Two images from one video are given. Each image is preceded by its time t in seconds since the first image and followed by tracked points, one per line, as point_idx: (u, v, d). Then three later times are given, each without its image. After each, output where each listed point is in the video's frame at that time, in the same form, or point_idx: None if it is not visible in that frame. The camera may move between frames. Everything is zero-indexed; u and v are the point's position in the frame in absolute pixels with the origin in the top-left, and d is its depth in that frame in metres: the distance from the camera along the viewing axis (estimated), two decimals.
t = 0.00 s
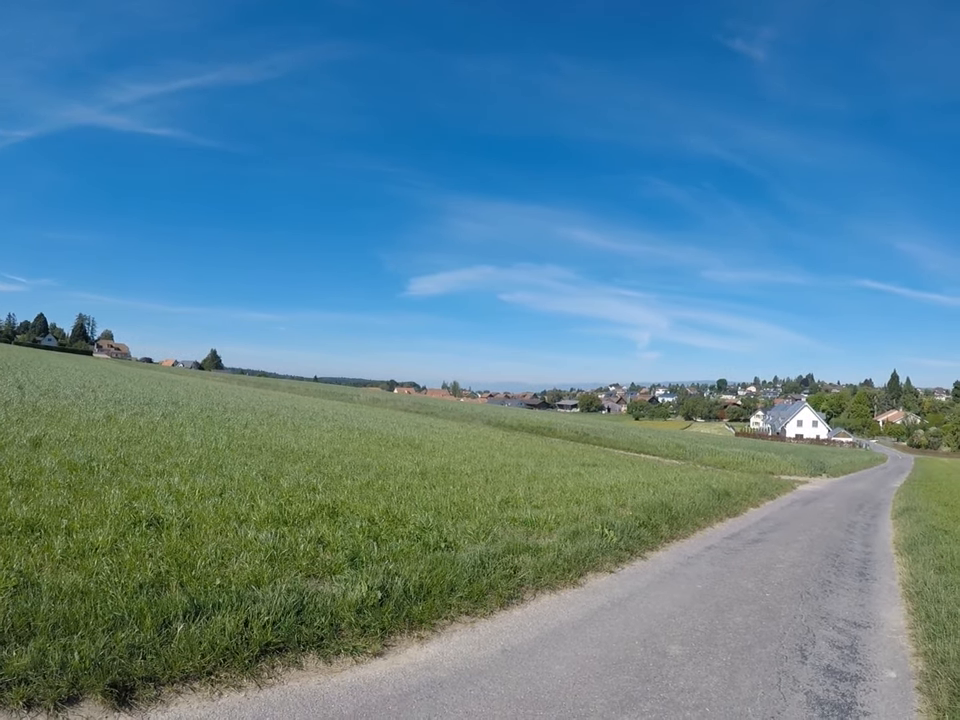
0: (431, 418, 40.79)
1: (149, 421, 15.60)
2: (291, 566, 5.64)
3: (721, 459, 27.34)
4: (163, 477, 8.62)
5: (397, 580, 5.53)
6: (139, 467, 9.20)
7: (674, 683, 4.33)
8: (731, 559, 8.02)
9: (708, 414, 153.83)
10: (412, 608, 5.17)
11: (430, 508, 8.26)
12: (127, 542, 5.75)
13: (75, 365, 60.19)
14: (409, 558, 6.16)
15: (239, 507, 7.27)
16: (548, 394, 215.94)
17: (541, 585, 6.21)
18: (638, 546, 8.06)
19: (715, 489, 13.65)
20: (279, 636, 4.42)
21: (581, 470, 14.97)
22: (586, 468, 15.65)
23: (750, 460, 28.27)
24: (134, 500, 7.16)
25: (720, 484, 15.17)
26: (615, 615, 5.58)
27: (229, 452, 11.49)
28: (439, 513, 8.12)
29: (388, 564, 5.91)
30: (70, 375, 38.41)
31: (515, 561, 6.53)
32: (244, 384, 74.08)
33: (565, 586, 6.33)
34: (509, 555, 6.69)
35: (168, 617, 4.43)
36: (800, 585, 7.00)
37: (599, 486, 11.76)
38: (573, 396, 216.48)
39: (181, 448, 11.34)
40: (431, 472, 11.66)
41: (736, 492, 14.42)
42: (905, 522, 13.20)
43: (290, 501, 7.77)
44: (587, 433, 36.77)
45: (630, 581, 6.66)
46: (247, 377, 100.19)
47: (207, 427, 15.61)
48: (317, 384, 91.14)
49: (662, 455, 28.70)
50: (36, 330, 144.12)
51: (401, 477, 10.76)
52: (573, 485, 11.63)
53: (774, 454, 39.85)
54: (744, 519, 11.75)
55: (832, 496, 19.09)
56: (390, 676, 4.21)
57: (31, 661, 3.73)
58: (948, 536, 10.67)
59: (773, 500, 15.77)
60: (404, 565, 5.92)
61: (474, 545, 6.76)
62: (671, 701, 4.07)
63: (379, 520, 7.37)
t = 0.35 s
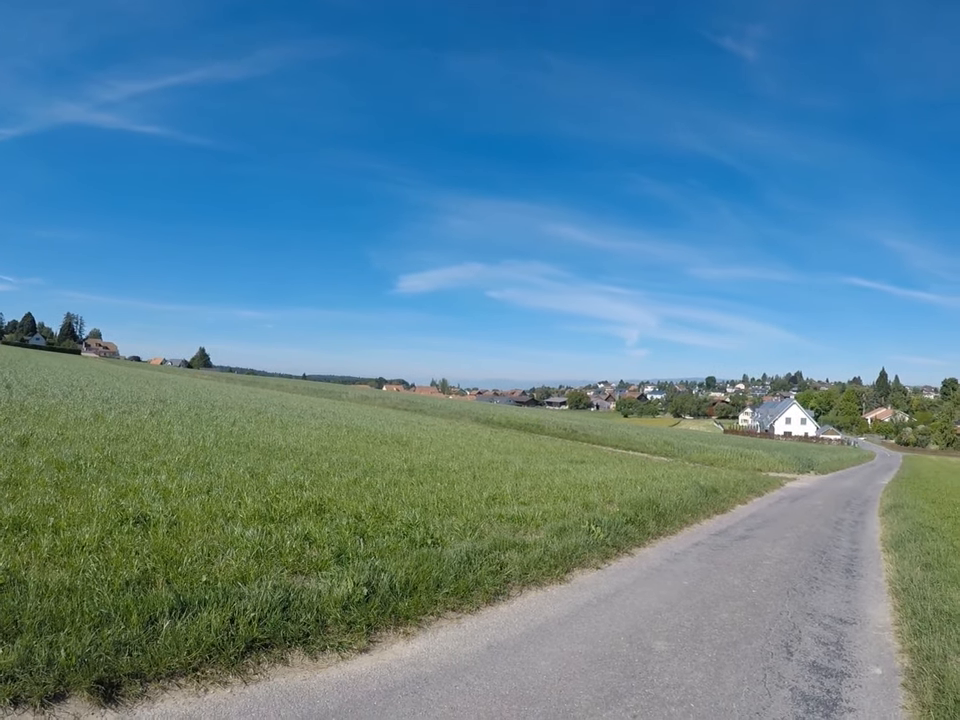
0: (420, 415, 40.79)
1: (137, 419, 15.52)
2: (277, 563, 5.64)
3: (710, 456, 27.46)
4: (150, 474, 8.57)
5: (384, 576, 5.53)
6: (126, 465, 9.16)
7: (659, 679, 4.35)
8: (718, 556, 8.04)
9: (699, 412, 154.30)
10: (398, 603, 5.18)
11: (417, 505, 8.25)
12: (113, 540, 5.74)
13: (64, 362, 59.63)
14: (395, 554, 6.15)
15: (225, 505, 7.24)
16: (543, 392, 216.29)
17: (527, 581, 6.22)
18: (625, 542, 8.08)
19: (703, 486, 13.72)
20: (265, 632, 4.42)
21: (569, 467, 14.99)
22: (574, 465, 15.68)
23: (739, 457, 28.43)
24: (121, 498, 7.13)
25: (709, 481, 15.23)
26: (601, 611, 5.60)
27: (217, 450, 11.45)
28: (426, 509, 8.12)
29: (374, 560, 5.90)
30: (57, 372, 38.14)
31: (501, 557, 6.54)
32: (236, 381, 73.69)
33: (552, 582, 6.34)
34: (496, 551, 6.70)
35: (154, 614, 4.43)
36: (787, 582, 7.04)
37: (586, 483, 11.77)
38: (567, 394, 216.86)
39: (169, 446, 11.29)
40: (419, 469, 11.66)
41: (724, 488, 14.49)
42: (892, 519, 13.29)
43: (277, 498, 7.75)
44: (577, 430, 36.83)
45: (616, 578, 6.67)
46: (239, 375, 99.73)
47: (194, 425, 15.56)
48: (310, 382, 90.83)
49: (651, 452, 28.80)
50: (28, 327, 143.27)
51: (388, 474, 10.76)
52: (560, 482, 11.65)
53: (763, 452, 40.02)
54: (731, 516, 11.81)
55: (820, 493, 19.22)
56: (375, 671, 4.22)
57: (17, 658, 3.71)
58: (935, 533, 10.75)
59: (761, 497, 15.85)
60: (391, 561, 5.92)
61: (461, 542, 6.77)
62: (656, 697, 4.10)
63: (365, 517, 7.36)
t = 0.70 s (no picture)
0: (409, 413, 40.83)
1: (124, 417, 15.42)
2: (263, 561, 5.64)
3: (697, 454, 27.65)
4: (137, 472, 8.54)
5: (369, 573, 5.55)
6: (113, 463, 9.11)
7: (644, 676, 4.38)
8: (705, 553, 8.08)
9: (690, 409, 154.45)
10: (383, 602, 5.20)
11: (403, 503, 8.26)
12: (99, 537, 5.72)
13: (53, 361, 59.12)
14: (381, 552, 6.16)
15: (212, 502, 7.22)
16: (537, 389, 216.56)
17: (514, 579, 6.24)
18: (613, 540, 8.10)
19: (690, 484, 13.78)
20: (250, 630, 4.45)
21: (557, 464, 15.02)
22: (562, 463, 15.70)
23: (727, 455, 28.61)
24: (107, 496, 7.10)
25: (696, 479, 15.28)
26: (587, 609, 5.61)
27: (204, 448, 11.41)
28: (412, 507, 8.12)
29: (360, 558, 5.90)
30: (44, 370, 37.86)
31: (487, 555, 6.54)
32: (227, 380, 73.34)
33: (538, 580, 6.36)
34: (482, 549, 6.70)
35: (139, 612, 4.43)
36: (773, 579, 7.08)
37: (573, 481, 11.80)
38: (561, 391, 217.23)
39: (156, 444, 11.24)
40: (406, 467, 11.67)
41: (712, 486, 14.56)
42: (880, 516, 13.38)
43: (263, 496, 7.74)
44: (566, 428, 36.95)
45: (603, 576, 6.69)
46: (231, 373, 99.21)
47: (182, 423, 15.49)
48: (302, 380, 90.39)
49: (639, 449, 28.94)
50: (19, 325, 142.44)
51: (375, 471, 10.76)
52: (548, 480, 11.68)
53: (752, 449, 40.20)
54: (719, 513, 11.85)
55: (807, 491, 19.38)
56: (360, 670, 4.26)
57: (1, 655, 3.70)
58: (922, 529, 10.85)
59: (748, 494, 15.93)
60: (377, 559, 5.93)
61: (447, 539, 6.77)
62: (641, 695, 4.15)
63: (352, 515, 7.35)
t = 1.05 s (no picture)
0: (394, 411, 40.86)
1: (106, 415, 15.27)
2: (244, 560, 5.64)
3: (681, 452, 27.90)
4: (118, 470, 8.47)
5: (351, 572, 5.57)
6: (94, 461, 9.04)
7: (627, 674, 4.42)
8: (688, 551, 8.13)
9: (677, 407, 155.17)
10: (365, 600, 5.24)
11: (386, 501, 8.26)
12: (79, 536, 5.68)
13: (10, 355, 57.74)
14: (363, 550, 6.16)
15: (193, 501, 7.19)
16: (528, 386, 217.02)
17: (496, 577, 6.26)
18: (596, 538, 8.14)
19: (674, 482, 13.87)
20: (231, 630, 4.48)
21: (540, 463, 15.05)
22: (545, 461, 15.74)
23: (710, 453, 28.86)
24: (88, 494, 7.05)
25: (680, 477, 15.37)
26: (569, 607, 5.64)
27: (186, 446, 11.35)
28: (395, 505, 8.13)
29: (342, 556, 5.91)
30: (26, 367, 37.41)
31: (470, 554, 6.56)
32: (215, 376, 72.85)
33: (521, 578, 6.38)
34: (464, 547, 6.72)
35: (119, 612, 4.42)
36: (756, 576, 7.14)
37: (557, 480, 11.83)
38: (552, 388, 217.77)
39: (138, 442, 11.16)
40: (389, 465, 11.67)
41: (695, 484, 14.67)
42: (862, 514, 13.53)
43: (245, 494, 7.72)
44: (552, 426, 37.07)
45: (586, 574, 6.72)
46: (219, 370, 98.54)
47: (165, 421, 15.36)
48: (290, 378, 89.95)
49: (623, 448, 29.15)
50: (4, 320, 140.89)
51: (358, 470, 10.75)
52: (531, 478, 11.71)
53: (735, 448, 40.45)
54: (702, 511, 11.94)
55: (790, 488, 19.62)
56: (341, 669, 4.32)
57: None
58: (903, 526, 11.00)
59: (731, 492, 16.09)
60: (359, 557, 5.94)
61: (429, 538, 6.78)
62: (624, 692, 4.18)
63: (334, 513, 7.34)
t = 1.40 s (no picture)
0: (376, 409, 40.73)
1: (84, 411, 15.06)
2: (222, 560, 5.59)
3: (662, 451, 28.07)
4: (96, 468, 8.36)
5: (331, 573, 5.54)
6: (71, 458, 8.90)
7: (608, 674, 4.43)
8: (670, 550, 8.17)
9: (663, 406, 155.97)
10: (345, 602, 5.21)
11: (367, 501, 8.23)
12: (56, 536, 5.60)
13: None
14: (343, 551, 6.13)
15: (172, 500, 7.11)
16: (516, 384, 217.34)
17: (477, 577, 6.25)
18: (577, 538, 8.17)
19: (655, 481, 13.93)
20: (209, 631, 4.45)
21: (522, 462, 15.06)
22: (527, 460, 15.75)
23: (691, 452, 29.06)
24: (65, 493, 6.95)
25: (661, 476, 15.47)
26: (551, 607, 5.64)
27: (165, 444, 11.24)
28: (376, 505, 8.10)
29: (322, 557, 5.88)
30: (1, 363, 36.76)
31: (451, 554, 6.55)
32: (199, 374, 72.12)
33: (502, 578, 6.38)
34: (445, 547, 6.70)
35: (96, 613, 4.37)
36: (737, 575, 7.19)
37: (538, 479, 11.84)
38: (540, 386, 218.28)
39: (117, 440, 11.03)
40: (370, 464, 11.62)
41: (677, 483, 14.77)
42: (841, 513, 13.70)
43: (225, 493, 7.65)
44: (532, 425, 37.06)
45: (568, 574, 6.73)
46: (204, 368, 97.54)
47: (144, 418, 15.19)
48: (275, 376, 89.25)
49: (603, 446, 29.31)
50: None
51: (340, 469, 10.69)
52: (512, 478, 11.70)
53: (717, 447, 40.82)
54: (683, 510, 12.01)
55: (771, 487, 19.82)
56: (321, 670, 4.31)
57: None
58: (881, 524, 11.16)
59: (712, 491, 16.22)
60: (339, 557, 5.90)
61: (410, 538, 6.75)
62: (605, 692, 4.19)
63: (314, 513, 7.30)
